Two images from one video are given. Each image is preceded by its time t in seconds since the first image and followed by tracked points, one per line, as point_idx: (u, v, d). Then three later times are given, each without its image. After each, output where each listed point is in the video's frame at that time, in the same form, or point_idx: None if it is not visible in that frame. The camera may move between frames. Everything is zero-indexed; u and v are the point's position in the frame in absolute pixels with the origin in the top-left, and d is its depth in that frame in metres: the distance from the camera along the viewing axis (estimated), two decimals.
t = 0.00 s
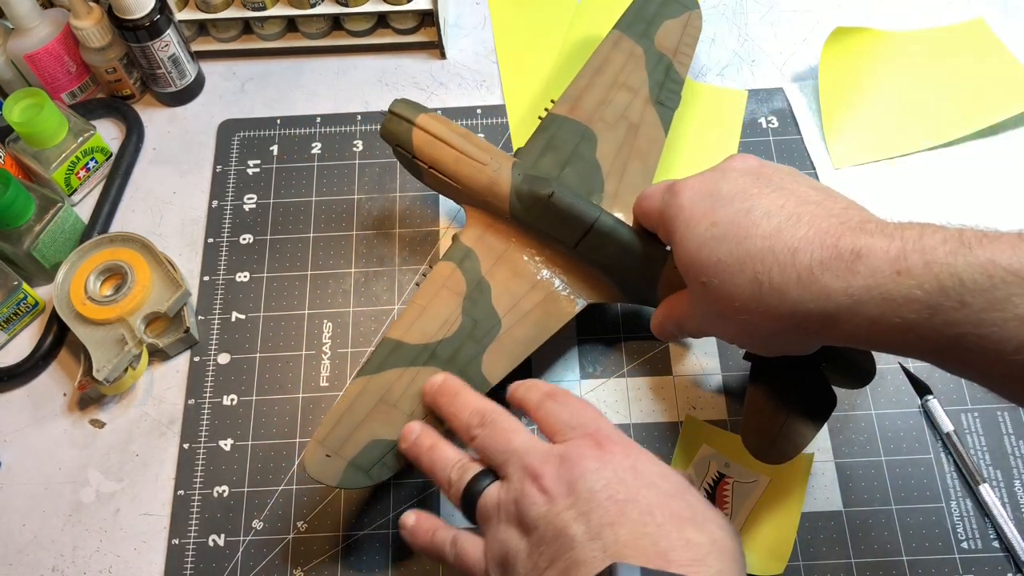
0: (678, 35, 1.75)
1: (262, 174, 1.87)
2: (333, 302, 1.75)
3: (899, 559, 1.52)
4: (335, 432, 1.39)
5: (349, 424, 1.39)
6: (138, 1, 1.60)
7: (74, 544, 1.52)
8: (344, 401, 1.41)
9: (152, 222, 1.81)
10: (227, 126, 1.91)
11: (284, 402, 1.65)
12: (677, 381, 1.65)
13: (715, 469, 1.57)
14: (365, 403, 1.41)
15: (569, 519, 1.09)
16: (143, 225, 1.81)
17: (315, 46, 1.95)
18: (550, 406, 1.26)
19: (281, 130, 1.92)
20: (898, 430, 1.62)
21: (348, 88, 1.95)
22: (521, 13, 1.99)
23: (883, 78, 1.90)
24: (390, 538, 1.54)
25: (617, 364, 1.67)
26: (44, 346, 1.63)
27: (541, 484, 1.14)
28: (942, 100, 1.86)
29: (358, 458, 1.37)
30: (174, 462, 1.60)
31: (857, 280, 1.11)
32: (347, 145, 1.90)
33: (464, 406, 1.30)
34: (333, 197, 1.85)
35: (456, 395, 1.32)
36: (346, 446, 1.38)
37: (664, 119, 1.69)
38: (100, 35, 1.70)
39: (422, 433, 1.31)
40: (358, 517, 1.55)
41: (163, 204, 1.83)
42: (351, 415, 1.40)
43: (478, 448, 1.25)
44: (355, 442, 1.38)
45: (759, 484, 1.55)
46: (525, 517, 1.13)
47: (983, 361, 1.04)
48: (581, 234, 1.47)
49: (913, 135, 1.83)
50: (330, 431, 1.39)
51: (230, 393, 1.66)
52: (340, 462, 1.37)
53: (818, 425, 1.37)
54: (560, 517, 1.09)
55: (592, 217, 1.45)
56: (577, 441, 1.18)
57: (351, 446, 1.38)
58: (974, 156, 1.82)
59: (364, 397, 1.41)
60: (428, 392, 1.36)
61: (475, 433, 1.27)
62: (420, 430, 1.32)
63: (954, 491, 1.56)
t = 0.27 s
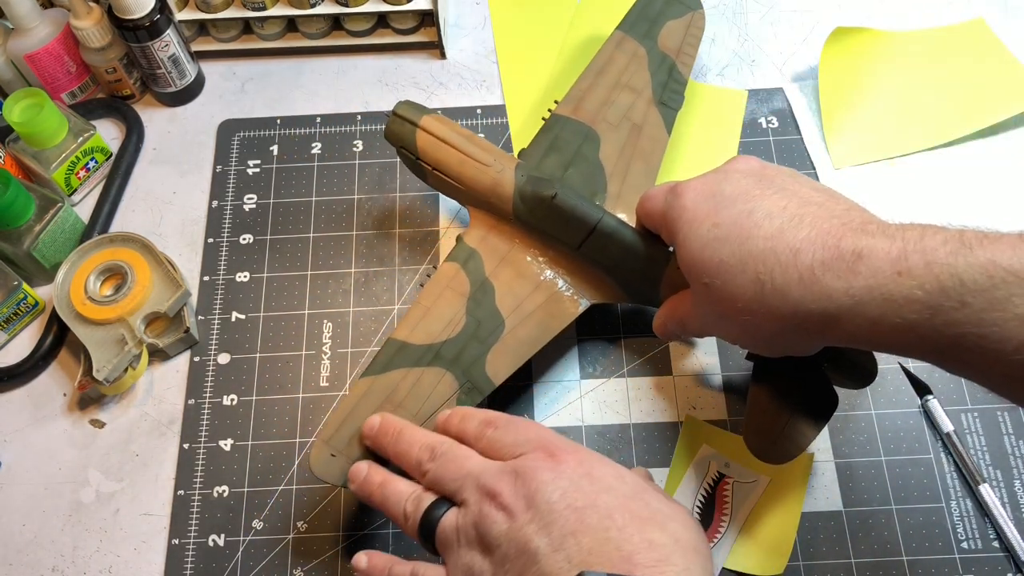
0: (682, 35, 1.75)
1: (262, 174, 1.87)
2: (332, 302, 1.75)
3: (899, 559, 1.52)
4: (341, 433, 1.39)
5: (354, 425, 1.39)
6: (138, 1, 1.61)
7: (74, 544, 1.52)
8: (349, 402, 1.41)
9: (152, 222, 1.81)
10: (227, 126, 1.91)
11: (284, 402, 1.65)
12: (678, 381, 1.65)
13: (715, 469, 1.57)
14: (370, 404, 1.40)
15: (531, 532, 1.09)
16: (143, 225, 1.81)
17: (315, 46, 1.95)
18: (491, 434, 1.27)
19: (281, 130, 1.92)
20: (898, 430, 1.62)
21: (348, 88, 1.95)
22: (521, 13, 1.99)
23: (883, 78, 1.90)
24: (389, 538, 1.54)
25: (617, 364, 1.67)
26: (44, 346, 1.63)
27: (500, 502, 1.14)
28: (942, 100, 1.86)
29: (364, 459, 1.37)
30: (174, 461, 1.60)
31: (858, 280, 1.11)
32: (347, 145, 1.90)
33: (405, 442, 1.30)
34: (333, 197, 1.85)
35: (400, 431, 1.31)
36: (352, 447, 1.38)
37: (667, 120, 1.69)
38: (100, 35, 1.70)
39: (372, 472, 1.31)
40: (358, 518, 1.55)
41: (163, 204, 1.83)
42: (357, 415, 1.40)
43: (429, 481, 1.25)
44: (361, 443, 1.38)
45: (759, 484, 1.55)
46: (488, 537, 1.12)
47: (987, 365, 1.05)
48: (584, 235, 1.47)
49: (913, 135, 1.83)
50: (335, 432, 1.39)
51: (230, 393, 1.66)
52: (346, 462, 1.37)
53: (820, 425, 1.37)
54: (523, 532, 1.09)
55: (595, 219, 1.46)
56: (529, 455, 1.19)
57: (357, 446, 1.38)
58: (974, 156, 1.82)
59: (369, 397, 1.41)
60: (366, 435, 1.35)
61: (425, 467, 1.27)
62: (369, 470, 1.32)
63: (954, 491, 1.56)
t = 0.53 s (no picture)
0: (671, 37, 1.75)
1: (262, 174, 1.87)
2: (333, 302, 1.75)
3: (899, 559, 1.52)
4: (329, 437, 1.39)
5: (342, 430, 1.39)
6: (138, 1, 1.61)
7: (74, 544, 1.52)
8: (338, 407, 1.41)
9: (152, 222, 1.81)
10: (227, 127, 1.91)
11: (284, 402, 1.65)
12: (677, 381, 1.66)
13: (715, 469, 1.57)
14: (358, 409, 1.41)
15: (547, 517, 1.07)
16: (143, 224, 1.81)
17: (315, 46, 1.95)
18: (512, 417, 1.28)
19: (281, 130, 1.92)
20: (898, 430, 1.62)
21: (348, 88, 1.95)
22: (521, 14, 1.99)
23: (883, 78, 1.90)
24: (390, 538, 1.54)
25: (617, 364, 1.67)
26: (44, 346, 1.63)
27: (518, 486, 1.13)
28: (942, 100, 1.86)
29: (351, 464, 1.37)
30: (174, 461, 1.60)
31: (850, 284, 1.11)
32: (348, 145, 1.90)
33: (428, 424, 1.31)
34: (333, 197, 1.85)
35: (422, 413, 1.32)
36: (339, 452, 1.38)
37: (657, 122, 1.70)
38: (100, 35, 1.70)
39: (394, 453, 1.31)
40: (358, 518, 1.55)
41: (163, 204, 1.83)
42: (345, 420, 1.40)
43: (450, 462, 1.26)
44: (349, 448, 1.38)
45: (759, 484, 1.55)
46: (505, 521, 1.12)
47: (979, 368, 1.05)
48: (573, 238, 1.48)
49: (913, 135, 1.83)
50: (324, 436, 1.39)
51: (230, 393, 1.66)
52: (333, 467, 1.37)
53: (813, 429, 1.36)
54: (539, 515, 1.08)
55: (584, 221, 1.46)
56: (550, 439, 1.20)
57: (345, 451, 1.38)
58: (974, 156, 1.82)
59: (357, 402, 1.41)
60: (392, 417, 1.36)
61: (446, 448, 1.28)
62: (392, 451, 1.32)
63: (954, 491, 1.56)
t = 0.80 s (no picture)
0: (675, 28, 1.75)
1: (262, 174, 1.87)
2: (333, 302, 1.75)
3: (900, 559, 1.51)
4: (331, 430, 1.40)
5: (344, 422, 1.40)
6: (138, 1, 1.61)
7: (74, 544, 1.52)
8: (340, 399, 1.42)
9: (152, 222, 1.81)
10: (227, 127, 1.91)
11: (284, 402, 1.65)
12: (677, 381, 1.65)
13: (715, 469, 1.57)
14: (360, 401, 1.41)
15: (559, 518, 1.07)
16: (143, 224, 1.81)
17: (316, 47, 1.95)
18: (525, 418, 1.25)
19: (281, 130, 1.92)
20: (898, 430, 1.62)
21: (348, 89, 1.96)
22: (520, 15, 1.99)
23: (883, 78, 1.90)
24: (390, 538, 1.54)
25: (617, 363, 1.67)
26: (44, 346, 1.63)
27: (529, 486, 1.11)
28: (942, 99, 1.86)
29: (352, 456, 1.38)
30: (175, 461, 1.60)
31: (857, 276, 1.11)
32: (348, 145, 1.90)
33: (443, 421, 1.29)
34: (333, 197, 1.85)
35: (438, 411, 1.31)
36: (341, 444, 1.38)
37: (661, 113, 1.69)
38: (100, 35, 1.70)
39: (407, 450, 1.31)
40: (358, 518, 1.55)
41: (163, 204, 1.83)
42: (347, 412, 1.41)
43: (464, 460, 1.23)
44: (351, 440, 1.38)
45: (759, 484, 1.55)
46: (515, 521, 1.10)
47: (982, 360, 1.04)
48: (577, 230, 1.48)
49: (913, 135, 1.83)
50: (326, 428, 1.40)
51: (230, 393, 1.66)
52: (335, 459, 1.38)
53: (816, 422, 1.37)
54: (549, 517, 1.07)
55: (587, 213, 1.46)
56: (561, 442, 1.17)
57: (346, 443, 1.38)
58: (974, 156, 1.81)
59: (359, 394, 1.41)
60: (406, 413, 1.35)
61: (460, 446, 1.25)
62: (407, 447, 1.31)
63: (954, 491, 1.56)
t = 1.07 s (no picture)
0: (684, 31, 1.75)
1: (262, 174, 1.87)
2: (333, 302, 1.75)
3: (900, 559, 1.52)
4: (341, 429, 1.41)
5: (354, 422, 1.41)
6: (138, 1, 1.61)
7: (74, 544, 1.52)
8: (349, 399, 1.43)
9: (152, 222, 1.81)
10: (227, 127, 1.91)
11: (284, 402, 1.65)
12: (678, 381, 1.65)
13: (715, 469, 1.57)
14: (370, 401, 1.42)
15: (535, 534, 1.07)
16: (143, 224, 1.81)
17: (316, 47, 1.95)
18: (503, 428, 1.26)
19: (281, 130, 1.92)
20: (899, 430, 1.62)
21: (348, 89, 1.95)
22: (520, 15, 1.99)
23: (883, 78, 1.90)
24: (390, 538, 1.54)
25: (617, 363, 1.67)
26: (44, 346, 1.63)
27: (503, 504, 1.11)
28: (942, 100, 1.86)
29: (362, 455, 1.39)
30: (175, 461, 1.60)
31: (868, 281, 1.11)
32: (348, 145, 1.90)
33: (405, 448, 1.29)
34: (333, 197, 1.85)
35: (404, 437, 1.31)
36: (350, 443, 1.40)
37: (670, 115, 1.69)
38: (100, 35, 1.70)
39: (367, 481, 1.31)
40: (358, 518, 1.55)
41: (163, 204, 1.83)
42: (356, 412, 1.42)
43: (433, 484, 1.23)
44: (360, 439, 1.40)
45: (759, 484, 1.55)
46: (490, 540, 1.10)
47: (990, 365, 1.05)
48: (586, 232, 1.48)
49: (913, 135, 1.83)
50: (335, 428, 1.41)
51: (230, 393, 1.66)
52: (345, 458, 1.39)
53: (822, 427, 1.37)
54: (526, 533, 1.07)
55: (597, 215, 1.46)
56: (536, 457, 1.17)
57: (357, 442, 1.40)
58: (975, 156, 1.81)
59: (369, 394, 1.43)
60: (372, 441, 1.35)
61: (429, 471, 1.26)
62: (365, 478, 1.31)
63: (954, 491, 1.56)
